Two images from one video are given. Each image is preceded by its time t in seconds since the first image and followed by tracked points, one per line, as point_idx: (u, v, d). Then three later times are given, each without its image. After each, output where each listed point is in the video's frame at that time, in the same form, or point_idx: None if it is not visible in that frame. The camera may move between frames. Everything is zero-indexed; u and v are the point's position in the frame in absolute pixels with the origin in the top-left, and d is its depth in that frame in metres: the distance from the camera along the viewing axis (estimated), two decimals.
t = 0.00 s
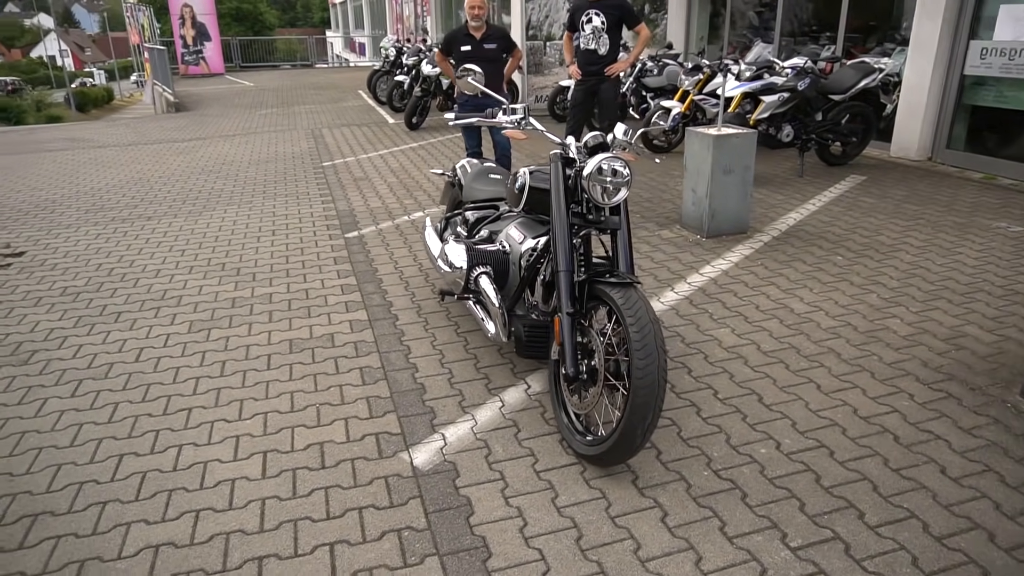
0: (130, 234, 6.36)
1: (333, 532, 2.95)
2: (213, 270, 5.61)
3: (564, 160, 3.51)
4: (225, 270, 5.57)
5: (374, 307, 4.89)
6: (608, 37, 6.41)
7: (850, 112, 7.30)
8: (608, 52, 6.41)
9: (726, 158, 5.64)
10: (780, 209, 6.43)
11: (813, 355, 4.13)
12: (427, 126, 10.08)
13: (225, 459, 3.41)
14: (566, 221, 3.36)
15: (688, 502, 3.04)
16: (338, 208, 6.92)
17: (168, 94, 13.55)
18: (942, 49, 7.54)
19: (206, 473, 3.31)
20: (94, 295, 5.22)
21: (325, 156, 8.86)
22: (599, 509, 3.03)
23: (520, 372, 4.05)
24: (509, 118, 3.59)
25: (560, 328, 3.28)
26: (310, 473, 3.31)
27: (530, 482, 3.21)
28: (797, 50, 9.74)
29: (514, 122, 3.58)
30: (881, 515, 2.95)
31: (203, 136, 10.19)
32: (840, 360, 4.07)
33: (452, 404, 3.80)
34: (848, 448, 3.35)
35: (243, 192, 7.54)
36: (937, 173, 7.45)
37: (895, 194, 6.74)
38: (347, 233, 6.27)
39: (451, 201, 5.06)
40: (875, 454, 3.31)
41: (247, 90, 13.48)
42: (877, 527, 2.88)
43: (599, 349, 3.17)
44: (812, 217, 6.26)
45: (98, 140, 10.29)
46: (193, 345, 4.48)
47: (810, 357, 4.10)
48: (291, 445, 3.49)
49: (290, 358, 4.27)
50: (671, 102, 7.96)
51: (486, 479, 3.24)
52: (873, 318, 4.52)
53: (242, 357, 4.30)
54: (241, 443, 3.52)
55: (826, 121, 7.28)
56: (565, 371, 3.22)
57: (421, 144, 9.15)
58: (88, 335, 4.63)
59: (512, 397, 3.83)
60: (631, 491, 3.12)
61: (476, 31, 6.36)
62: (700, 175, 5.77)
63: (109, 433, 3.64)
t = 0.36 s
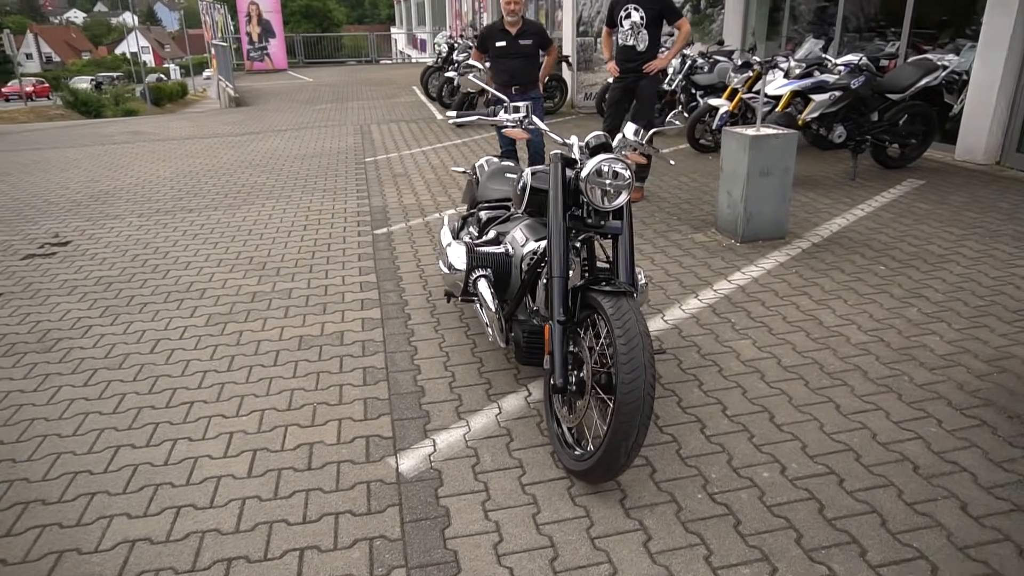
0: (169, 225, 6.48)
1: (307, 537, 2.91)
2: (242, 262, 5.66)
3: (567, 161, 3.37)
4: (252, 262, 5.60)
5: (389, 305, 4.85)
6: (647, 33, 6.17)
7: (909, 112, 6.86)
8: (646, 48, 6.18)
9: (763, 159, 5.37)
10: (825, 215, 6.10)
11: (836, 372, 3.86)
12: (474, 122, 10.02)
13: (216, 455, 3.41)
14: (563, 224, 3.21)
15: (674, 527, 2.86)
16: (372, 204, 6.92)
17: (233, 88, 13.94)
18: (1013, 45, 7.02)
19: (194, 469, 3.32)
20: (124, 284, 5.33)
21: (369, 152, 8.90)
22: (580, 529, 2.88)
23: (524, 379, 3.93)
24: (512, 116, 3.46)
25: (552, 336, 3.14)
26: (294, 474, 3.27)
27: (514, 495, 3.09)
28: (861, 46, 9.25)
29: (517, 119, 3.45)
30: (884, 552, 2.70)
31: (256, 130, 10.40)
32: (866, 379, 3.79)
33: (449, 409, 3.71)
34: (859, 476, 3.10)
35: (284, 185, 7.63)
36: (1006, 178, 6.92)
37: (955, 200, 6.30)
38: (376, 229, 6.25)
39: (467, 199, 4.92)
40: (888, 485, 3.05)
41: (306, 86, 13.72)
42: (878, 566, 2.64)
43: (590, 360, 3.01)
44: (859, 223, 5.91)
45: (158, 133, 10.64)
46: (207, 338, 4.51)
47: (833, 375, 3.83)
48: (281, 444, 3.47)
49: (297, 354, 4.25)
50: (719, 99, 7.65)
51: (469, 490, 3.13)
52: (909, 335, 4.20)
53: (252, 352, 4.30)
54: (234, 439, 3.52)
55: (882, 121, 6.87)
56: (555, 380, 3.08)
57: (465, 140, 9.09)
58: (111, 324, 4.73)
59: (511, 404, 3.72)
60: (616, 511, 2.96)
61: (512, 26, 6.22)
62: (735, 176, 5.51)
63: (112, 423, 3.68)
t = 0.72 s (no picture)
0: (206, 213, 6.64)
1: (279, 532, 2.93)
2: (268, 252, 5.75)
3: (560, 161, 3.26)
4: (277, 253, 5.69)
5: (401, 300, 4.85)
6: (683, 25, 5.97)
7: (967, 110, 6.44)
8: (682, 41, 5.97)
9: (796, 159, 5.13)
10: (866, 218, 5.80)
11: (847, 388, 3.66)
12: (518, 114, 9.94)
13: (207, 445, 3.48)
14: (550, 227, 3.12)
15: (646, 544, 2.76)
16: (404, 196, 6.94)
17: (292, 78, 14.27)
18: None
19: (185, 457, 3.39)
20: (153, 270, 5.49)
21: (411, 144, 8.94)
22: (549, 541, 2.81)
23: (520, 382, 3.87)
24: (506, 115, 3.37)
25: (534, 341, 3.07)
26: (278, 467, 3.30)
27: (489, 501, 3.04)
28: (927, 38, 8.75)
29: (512, 118, 3.36)
30: None
31: (306, 120, 10.60)
32: (877, 397, 3.58)
33: (440, 408, 3.69)
34: (852, 501, 2.93)
35: (322, 175, 7.73)
36: None
37: (1012, 205, 5.89)
38: (403, 222, 6.27)
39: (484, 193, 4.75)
40: (882, 512, 2.87)
41: (361, 76, 13.90)
42: None
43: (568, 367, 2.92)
44: (902, 228, 5.59)
45: (214, 122, 10.96)
46: (222, 326, 4.60)
47: (843, 391, 3.64)
48: (271, 436, 3.51)
49: (303, 347, 4.29)
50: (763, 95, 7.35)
51: (445, 493, 3.10)
52: (935, 350, 3.95)
53: (260, 343, 4.37)
54: (228, 429, 3.58)
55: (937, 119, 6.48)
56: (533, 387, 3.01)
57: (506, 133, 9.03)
58: (134, 309, 4.87)
59: (502, 407, 3.67)
60: (589, 524, 2.88)
61: (544, 19, 6.10)
62: (766, 176, 5.29)
63: (118, 408, 3.80)
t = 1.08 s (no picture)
0: (261, 208, 6.90)
1: (261, 523, 3.03)
2: (310, 248, 5.93)
3: (556, 169, 3.22)
4: (318, 250, 5.85)
5: (425, 301, 4.91)
6: (734, 27, 5.76)
7: None
8: (732, 43, 5.77)
9: (843, 166, 4.87)
10: (925, 230, 5.44)
11: (863, 413, 3.45)
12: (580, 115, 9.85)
13: (214, 434, 3.62)
14: (540, 235, 3.08)
15: (612, 563, 2.70)
16: (450, 196, 7.01)
17: (369, 77, 14.67)
18: None
19: (191, 445, 3.55)
20: (201, 263, 5.75)
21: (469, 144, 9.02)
22: (516, 552, 2.79)
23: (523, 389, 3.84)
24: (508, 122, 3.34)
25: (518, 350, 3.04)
26: (274, 460, 3.40)
27: (466, 508, 3.04)
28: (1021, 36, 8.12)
29: (514, 125, 3.34)
30: None
31: (374, 119, 10.86)
32: (894, 424, 3.36)
33: (439, 411, 3.71)
34: (841, 534, 2.76)
35: (377, 174, 7.90)
36: None
37: None
38: (443, 223, 6.33)
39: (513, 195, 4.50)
40: (871, 548, 2.69)
41: (435, 75, 14.11)
42: None
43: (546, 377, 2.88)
44: (963, 242, 5.22)
45: (288, 119, 11.38)
46: (252, 319, 4.77)
47: (857, 416, 3.43)
48: (274, 429, 3.62)
49: (322, 344, 4.40)
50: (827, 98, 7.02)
51: (425, 496, 3.12)
52: (969, 376, 3.68)
53: (283, 338, 4.50)
54: (236, 420, 3.72)
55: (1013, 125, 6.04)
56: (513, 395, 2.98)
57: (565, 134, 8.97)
58: (177, 299, 5.12)
59: (501, 413, 3.65)
60: (560, 539, 2.83)
61: (589, 20, 6.03)
62: (810, 184, 5.04)
63: (142, 393, 4.00)
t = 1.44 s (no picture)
0: (314, 202, 7.06)
1: (253, 516, 3.07)
2: (352, 244, 6.01)
3: (562, 176, 3.13)
4: (359, 246, 5.93)
5: (453, 301, 4.89)
6: (792, 27, 5.49)
7: None
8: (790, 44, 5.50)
9: (897, 175, 4.56)
10: (994, 247, 5.04)
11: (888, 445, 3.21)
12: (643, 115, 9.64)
13: (227, 424, 3.71)
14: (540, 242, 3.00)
15: None
16: (498, 196, 6.98)
17: (442, 73, 14.82)
18: None
19: (204, 434, 3.64)
20: (248, 254, 5.92)
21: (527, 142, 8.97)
22: (494, 566, 2.72)
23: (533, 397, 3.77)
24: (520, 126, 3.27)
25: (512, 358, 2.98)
26: (278, 454, 3.45)
27: (453, 516, 2.99)
28: None
29: (526, 130, 3.27)
30: None
31: (439, 115, 10.96)
32: (921, 459, 3.11)
33: (446, 414, 3.68)
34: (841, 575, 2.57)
35: (431, 171, 7.95)
36: None
37: None
38: (486, 222, 6.31)
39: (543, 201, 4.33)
40: None
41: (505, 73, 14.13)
42: None
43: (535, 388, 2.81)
44: None
45: (356, 115, 11.63)
46: (284, 312, 4.87)
47: (881, 448, 3.20)
48: (283, 423, 3.68)
49: (345, 340, 4.44)
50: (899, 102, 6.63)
51: (415, 500, 3.10)
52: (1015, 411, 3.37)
53: (309, 332, 4.58)
54: (250, 411, 3.80)
55: None
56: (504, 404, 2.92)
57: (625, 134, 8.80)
58: (219, 289, 5.29)
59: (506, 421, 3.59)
60: (541, 556, 2.75)
61: (641, 19, 5.87)
62: (863, 195, 4.74)
63: (169, 380, 4.14)
